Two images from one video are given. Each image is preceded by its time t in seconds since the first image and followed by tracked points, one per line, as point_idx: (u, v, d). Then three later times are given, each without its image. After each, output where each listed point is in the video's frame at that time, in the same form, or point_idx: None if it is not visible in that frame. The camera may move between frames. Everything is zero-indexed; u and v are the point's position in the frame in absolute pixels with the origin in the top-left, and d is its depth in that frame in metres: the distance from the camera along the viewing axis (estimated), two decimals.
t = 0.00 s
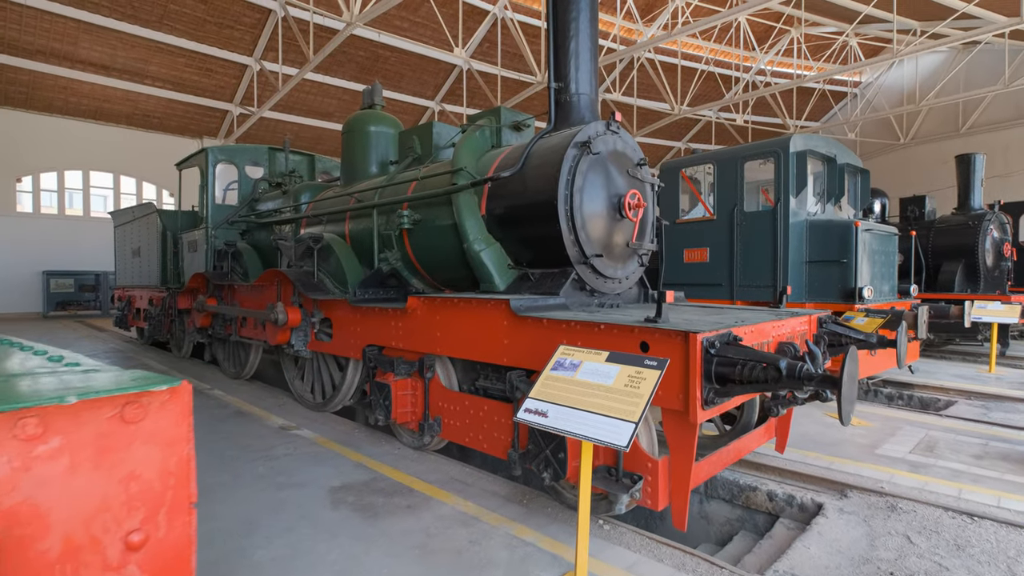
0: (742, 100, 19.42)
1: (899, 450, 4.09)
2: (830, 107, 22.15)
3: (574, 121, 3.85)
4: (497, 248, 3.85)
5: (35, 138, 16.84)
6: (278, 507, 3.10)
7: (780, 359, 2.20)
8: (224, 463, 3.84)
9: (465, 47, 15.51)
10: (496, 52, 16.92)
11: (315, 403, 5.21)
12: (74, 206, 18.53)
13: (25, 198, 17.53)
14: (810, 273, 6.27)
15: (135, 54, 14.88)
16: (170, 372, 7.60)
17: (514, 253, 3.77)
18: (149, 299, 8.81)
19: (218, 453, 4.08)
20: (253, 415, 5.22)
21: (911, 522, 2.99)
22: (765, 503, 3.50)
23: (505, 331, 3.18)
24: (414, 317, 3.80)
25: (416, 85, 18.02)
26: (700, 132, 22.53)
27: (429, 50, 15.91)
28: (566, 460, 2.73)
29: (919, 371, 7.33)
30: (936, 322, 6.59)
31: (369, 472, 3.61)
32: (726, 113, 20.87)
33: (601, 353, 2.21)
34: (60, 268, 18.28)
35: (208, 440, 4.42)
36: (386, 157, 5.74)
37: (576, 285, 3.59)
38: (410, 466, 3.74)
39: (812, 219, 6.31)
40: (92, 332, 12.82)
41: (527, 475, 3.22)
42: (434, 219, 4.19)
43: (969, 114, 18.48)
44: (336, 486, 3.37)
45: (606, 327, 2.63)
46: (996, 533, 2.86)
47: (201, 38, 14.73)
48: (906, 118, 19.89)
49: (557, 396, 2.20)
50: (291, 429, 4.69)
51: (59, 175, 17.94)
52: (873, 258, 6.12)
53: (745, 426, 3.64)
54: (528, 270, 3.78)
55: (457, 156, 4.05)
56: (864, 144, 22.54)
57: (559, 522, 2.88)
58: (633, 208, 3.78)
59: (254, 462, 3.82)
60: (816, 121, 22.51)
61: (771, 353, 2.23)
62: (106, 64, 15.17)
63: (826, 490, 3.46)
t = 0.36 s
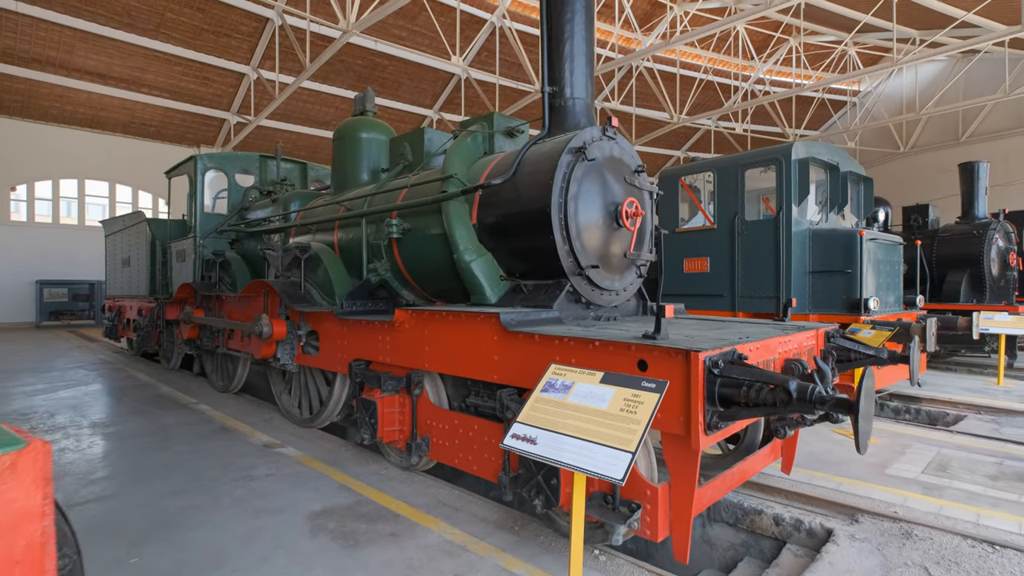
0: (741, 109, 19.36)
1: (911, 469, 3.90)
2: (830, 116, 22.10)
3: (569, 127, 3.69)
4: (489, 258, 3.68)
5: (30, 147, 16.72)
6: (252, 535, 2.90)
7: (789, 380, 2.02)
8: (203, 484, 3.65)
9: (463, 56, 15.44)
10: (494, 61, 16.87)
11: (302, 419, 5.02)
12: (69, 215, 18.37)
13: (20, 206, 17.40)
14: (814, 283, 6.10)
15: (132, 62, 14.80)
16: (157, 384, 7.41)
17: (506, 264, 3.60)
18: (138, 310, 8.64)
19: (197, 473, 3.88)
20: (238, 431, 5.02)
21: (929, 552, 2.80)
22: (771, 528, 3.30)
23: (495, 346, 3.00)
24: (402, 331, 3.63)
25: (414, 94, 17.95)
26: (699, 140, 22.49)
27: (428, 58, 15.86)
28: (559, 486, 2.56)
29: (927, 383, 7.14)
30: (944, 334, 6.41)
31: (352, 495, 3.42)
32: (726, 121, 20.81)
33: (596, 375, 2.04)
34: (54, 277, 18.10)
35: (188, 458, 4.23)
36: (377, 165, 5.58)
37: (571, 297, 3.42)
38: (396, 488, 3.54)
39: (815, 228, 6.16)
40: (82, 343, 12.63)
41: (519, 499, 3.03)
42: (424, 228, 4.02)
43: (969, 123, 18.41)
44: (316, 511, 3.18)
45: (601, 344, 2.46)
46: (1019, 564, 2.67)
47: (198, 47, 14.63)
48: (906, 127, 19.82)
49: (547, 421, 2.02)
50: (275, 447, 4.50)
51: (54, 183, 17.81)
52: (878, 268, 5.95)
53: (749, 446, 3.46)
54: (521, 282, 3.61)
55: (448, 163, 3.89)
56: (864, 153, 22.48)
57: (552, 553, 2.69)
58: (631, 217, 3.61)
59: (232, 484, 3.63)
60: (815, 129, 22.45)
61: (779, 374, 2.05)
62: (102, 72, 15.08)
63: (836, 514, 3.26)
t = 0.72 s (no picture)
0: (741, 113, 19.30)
1: (920, 480, 3.77)
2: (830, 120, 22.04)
3: (566, 125, 3.57)
4: (482, 261, 3.56)
5: (26, 150, 16.62)
6: (232, 550, 2.77)
7: (797, 391, 1.89)
8: (185, 496, 3.52)
9: (461, 59, 15.37)
10: (493, 65, 16.82)
11: (292, 426, 4.89)
12: (64, 218, 18.25)
13: (15, 210, 17.30)
14: (816, 287, 5.98)
15: (128, 65, 14.71)
16: (147, 390, 7.27)
17: (501, 266, 3.47)
18: (130, 314, 8.52)
19: (181, 483, 3.75)
20: (226, 439, 4.88)
21: (941, 568, 2.67)
22: (776, 542, 3.16)
23: (487, 352, 2.87)
24: (392, 336, 3.51)
25: (412, 98, 17.88)
26: (698, 145, 22.45)
27: (426, 62, 15.81)
28: (551, 501, 2.45)
29: (932, 390, 6.99)
30: (949, 340, 6.28)
31: (340, 508, 3.28)
32: (725, 126, 20.76)
33: (591, 385, 1.91)
34: (49, 281, 17.98)
35: (172, 467, 4.09)
36: (371, 166, 5.47)
37: (567, 302, 3.29)
38: (385, 500, 3.41)
39: (817, 232, 6.04)
40: (75, 347, 12.50)
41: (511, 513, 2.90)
42: (417, 230, 3.90)
43: (970, 127, 18.35)
44: (301, 525, 3.04)
45: (597, 351, 2.32)
46: None
47: (195, 50, 14.54)
48: (906, 131, 19.76)
49: (538, 433, 1.89)
50: (263, 455, 4.36)
51: (49, 187, 17.71)
52: (881, 272, 5.83)
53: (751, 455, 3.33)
54: (515, 285, 3.48)
55: (440, 163, 3.77)
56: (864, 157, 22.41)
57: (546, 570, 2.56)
58: (630, 218, 3.49)
59: (215, 495, 3.50)
60: (815, 134, 22.39)
61: (787, 384, 1.93)
62: (98, 74, 15.00)
63: (843, 528, 3.12)
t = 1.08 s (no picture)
0: (740, 114, 19.20)
1: (926, 489, 3.63)
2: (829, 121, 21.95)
3: (558, 121, 3.43)
4: (471, 262, 3.43)
5: (20, 151, 16.48)
6: (204, 567, 2.63)
7: (801, 402, 1.75)
8: (161, 508, 3.38)
9: (458, 59, 15.26)
10: (490, 65, 16.71)
11: (279, 433, 4.74)
12: (58, 220, 18.09)
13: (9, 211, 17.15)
14: (817, 289, 5.84)
15: (123, 66, 14.57)
16: (135, 394, 7.13)
17: (490, 268, 3.33)
18: (120, 317, 8.40)
19: (159, 494, 3.61)
20: (211, 446, 4.75)
21: None
22: (777, 555, 3.02)
23: (474, 358, 2.73)
24: (377, 341, 3.36)
25: (410, 98, 17.76)
26: (697, 146, 22.35)
27: (423, 62, 15.70)
28: (540, 516, 2.31)
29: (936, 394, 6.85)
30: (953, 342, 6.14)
31: (322, 520, 3.14)
32: (724, 127, 20.65)
33: (579, 395, 1.78)
34: (44, 283, 17.82)
35: (152, 476, 3.96)
36: (361, 166, 5.33)
37: (559, 305, 3.15)
38: (370, 512, 3.27)
39: (818, 232, 5.91)
40: (67, 350, 12.36)
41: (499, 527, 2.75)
42: (404, 230, 3.76)
43: (970, 128, 18.24)
44: (279, 540, 2.90)
45: (588, 357, 2.18)
46: None
47: (190, 50, 14.38)
48: (906, 131, 19.67)
49: (521, 448, 1.76)
50: (247, 464, 4.22)
51: (43, 188, 17.55)
52: (884, 274, 5.69)
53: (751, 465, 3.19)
54: (505, 288, 3.34)
55: (429, 161, 3.63)
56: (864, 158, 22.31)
57: None
58: (625, 218, 3.35)
59: (193, 507, 3.36)
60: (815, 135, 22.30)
61: (789, 394, 1.78)
62: (93, 75, 14.86)
63: (847, 542, 2.98)
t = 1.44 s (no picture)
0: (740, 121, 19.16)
1: (934, 506, 3.48)
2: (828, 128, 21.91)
3: (550, 122, 3.31)
4: (459, 269, 3.29)
5: (15, 157, 16.37)
6: None
7: (805, 420, 1.61)
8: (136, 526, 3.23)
9: (456, 66, 15.19)
10: (488, 71, 16.66)
11: (263, 445, 4.59)
12: (54, 226, 17.94)
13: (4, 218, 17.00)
14: (818, 297, 5.70)
15: (120, 72, 14.48)
16: (122, 404, 6.97)
17: (478, 275, 3.20)
18: (109, 324, 8.26)
19: (135, 512, 3.46)
20: (193, 458, 4.59)
21: None
22: None
23: (458, 369, 2.58)
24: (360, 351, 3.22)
25: (408, 104, 17.69)
26: (696, 152, 22.29)
27: (420, 68, 15.64)
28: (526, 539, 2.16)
29: (941, 404, 6.69)
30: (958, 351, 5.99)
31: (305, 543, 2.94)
32: (723, 133, 20.59)
33: (564, 413, 1.64)
34: (37, 291, 17.66)
35: (128, 491, 3.80)
36: (351, 170, 5.21)
37: (550, 313, 3.02)
38: (351, 530, 3.11)
39: (819, 238, 5.79)
40: (58, 358, 12.18)
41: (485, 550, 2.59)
42: (391, 236, 3.63)
43: (970, 134, 18.18)
44: (254, 561, 2.75)
45: (576, 371, 2.04)
46: None
47: (187, 56, 14.30)
48: (906, 138, 19.61)
49: (500, 471, 1.62)
50: (228, 478, 4.06)
51: (39, 195, 17.42)
52: (886, 281, 5.55)
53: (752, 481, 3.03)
54: (494, 296, 3.20)
55: (416, 164, 3.50)
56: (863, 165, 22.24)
57: None
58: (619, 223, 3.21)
59: (169, 542, 2.97)
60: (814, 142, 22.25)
61: (791, 411, 1.65)
62: (89, 81, 14.76)
63: (853, 563, 2.82)
